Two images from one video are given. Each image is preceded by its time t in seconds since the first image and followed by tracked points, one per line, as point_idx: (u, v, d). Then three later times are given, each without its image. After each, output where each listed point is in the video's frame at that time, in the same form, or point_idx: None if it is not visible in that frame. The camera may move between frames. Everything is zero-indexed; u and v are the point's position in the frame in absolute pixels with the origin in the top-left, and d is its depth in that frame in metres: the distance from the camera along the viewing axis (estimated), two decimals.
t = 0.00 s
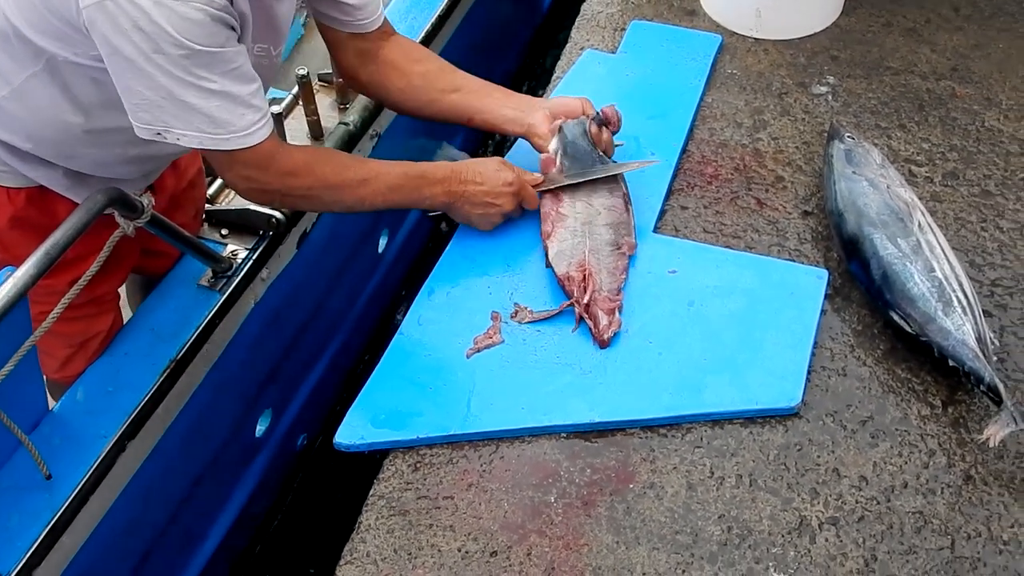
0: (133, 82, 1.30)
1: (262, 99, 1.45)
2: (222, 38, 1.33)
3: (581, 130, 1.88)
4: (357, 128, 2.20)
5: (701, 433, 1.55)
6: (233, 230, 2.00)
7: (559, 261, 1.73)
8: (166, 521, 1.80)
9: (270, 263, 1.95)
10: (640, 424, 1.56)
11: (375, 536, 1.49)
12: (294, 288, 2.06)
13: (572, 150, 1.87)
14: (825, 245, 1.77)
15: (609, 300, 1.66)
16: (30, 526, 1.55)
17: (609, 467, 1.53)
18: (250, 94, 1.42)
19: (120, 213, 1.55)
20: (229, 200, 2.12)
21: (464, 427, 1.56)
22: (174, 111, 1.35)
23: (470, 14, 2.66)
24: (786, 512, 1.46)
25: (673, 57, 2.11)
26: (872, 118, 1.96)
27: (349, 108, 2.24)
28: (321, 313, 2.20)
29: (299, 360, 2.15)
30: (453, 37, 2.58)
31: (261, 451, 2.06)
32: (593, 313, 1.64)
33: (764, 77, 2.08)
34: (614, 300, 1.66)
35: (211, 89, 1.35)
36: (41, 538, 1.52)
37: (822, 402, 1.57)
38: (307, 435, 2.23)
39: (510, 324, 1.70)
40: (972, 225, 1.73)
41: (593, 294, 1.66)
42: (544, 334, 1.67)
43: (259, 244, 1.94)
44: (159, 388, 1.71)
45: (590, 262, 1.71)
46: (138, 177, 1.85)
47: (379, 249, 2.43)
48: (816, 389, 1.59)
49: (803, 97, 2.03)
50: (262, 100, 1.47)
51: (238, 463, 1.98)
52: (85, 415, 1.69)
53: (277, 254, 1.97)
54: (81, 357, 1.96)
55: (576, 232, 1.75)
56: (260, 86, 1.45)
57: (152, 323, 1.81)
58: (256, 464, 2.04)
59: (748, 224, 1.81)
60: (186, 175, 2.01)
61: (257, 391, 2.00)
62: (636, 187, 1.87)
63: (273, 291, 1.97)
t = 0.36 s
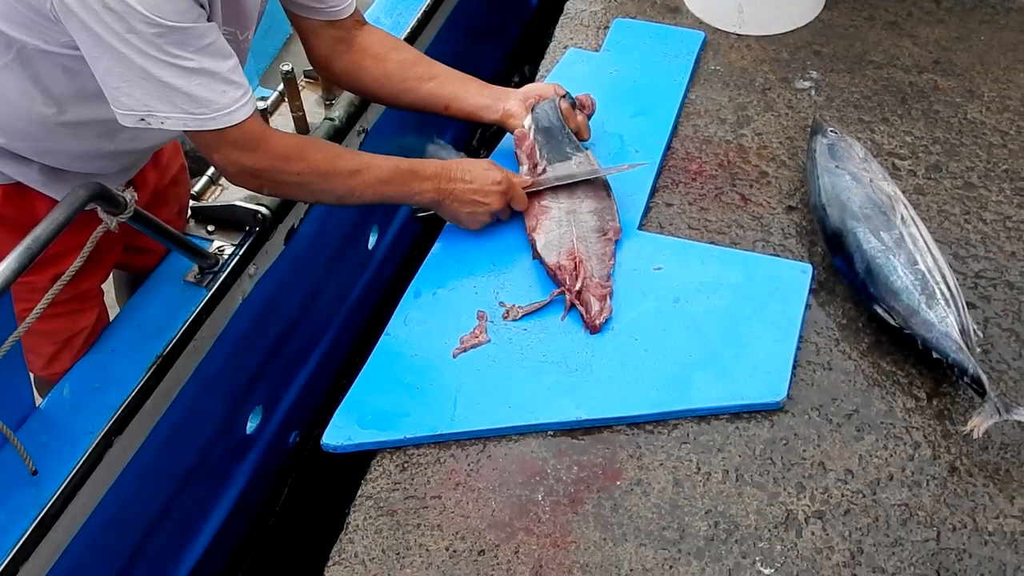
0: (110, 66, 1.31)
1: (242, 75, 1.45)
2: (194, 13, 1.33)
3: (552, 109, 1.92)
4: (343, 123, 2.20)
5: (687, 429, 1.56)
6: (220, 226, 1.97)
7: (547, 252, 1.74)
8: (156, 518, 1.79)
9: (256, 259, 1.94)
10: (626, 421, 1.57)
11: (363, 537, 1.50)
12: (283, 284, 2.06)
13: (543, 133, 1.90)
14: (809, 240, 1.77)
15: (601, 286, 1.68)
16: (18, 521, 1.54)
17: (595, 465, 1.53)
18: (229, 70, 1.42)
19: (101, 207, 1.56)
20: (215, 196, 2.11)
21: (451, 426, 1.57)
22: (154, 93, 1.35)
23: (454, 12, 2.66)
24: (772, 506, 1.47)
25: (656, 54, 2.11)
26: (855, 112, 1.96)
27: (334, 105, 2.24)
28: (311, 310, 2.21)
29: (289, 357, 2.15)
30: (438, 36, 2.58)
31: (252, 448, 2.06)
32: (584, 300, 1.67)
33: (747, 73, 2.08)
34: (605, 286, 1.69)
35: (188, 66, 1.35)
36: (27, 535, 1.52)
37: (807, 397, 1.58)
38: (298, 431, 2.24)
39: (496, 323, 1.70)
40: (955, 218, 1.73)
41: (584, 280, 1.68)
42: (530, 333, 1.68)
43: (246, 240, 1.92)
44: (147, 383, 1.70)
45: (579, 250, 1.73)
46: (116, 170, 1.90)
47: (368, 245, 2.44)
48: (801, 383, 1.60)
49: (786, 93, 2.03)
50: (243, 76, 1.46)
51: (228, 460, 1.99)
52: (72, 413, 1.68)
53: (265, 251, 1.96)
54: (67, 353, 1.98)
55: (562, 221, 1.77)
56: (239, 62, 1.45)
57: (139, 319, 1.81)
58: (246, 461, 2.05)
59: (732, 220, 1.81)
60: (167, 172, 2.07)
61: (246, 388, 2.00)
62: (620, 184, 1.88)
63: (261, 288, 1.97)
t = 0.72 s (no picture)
0: (101, 59, 1.31)
1: (234, 66, 1.45)
2: (184, 5, 1.33)
3: (541, 96, 1.95)
4: (339, 120, 2.19)
5: (678, 427, 1.56)
6: (218, 224, 1.97)
7: (536, 242, 1.75)
8: (151, 516, 1.78)
9: (253, 256, 1.94)
10: (618, 420, 1.56)
11: (354, 537, 1.49)
12: (279, 282, 2.05)
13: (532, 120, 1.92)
14: (800, 238, 1.77)
15: (590, 276, 1.69)
16: (17, 518, 1.53)
17: (586, 463, 1.53)
18: (220, 61, 1.41)
19: (100, 205, 1.55)
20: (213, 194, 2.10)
21: (442, 425, 1.56)
22: (146, 85, 1.35)
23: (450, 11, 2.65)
24: (763, 505, 1.46)
25: (646, 54, 2.11)
26: (846, 111, 1.96)
27: (332, 103, 2.23)
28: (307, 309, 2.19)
29: (285, 355, 2.14)
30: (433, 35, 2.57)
31: (248, 447, 2.05)
32: (575, 291, 1.67)
33: (738, 72, 2.08)
34: (594, 276, 1.70)
35: (180, 58, 1.35)
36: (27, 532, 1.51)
37: (799, 395, 1.58)
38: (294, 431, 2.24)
39: (487, 322, 1.70)
40: (946, 216, 1.73)
41: (573, 271, 1.69)
42: (521, 332, 1.67)
43: (243, 238, 1.92)
44: (146, 380, 1.70)
45: (567, 241, 1.74)
46: (110, 167, 1.90)
47: (364, 245, 2.43)
48: (792, 381, 1.59)
49: (777, 91, 2.03)
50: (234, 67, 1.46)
51: (223, 459, 1.97)
52: (70, 409, 1.67)
53: (261, 249, 1.96)
54: (65, 351, 1.99)
55: (551, 213, 1.78)
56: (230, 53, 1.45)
57: (137, 316, 1.81)
58: (241, 460, 2.03)
59: (723, 219, 1.81)
60: (162, 169, 2.08)
61: (243, 385, 1.99)
62: (611, 183, 1.87)
63: (256, 286, 1.96)
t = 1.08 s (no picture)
0: (106, 48, 1.30)
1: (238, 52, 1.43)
2: None
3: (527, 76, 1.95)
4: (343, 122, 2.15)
5: (669, 427, 1.55)
6: (222, 223, 2.01)
7: (529, 228, 1.77)
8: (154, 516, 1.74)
9: (258, 256, 1.94)
10: (608, 419, 1.56)
11: (344, 535, 1.48)
12: (282, 280, 2.00)
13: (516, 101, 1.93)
14: (792, 237, 1.77)
15: (581, 262, 1.70)
16: (26, 517, 1.60)
17: (577, 463, 1.52)
18: (224, 47, 1.40)
19: (111, 206, 1.58)
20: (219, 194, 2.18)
21: (433, 423, 1.56)
22: (150, 73, 1.34)
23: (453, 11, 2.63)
24: (754, 504, 1.46)
25: (639, 52, 2.11)
26: (838, 110, 1.96)
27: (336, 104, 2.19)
28: (309, 306, 2.14)
29: (287, 352, 2.09)
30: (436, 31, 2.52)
31: (250, 445, 2.00)
32: (566, 275, 1.69)
33: (730, 71, 2.08)
34: (585, 262, 1.71)
35: (183, 42, 1.34)
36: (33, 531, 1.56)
37: (790, 394, 1.57)
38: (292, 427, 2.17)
39: (478, 320, 1.69)
40: (938, 216, 1.73)
41: (565, 257, 1.70)
42: (512, 330, 1.67)
43: (248, 239, 1.94)
44: (150, 383, 1.72)
45: (560, 227, 1.75)
46: (114, 163, 1.90)
47: (364, 242, 2.37)
48: (783, 381, 1.59)
49: (770, 90, 2.03)
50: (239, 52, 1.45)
51: (226, 458, 1.92)
52: (76, 408, 1.74)
53: (267, 249, 1.95)
54: (70, 349, 1.98)
55: (543, 200, 1.80)
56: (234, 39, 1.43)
57: (143, 316, 1.86)
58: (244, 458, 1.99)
59: (715, 218, 1.81)
60: (166, 167, 2.09)
61: (243, 383, 1.93)
62: (602, 181, 1.87)
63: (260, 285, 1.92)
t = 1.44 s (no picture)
0: (124, 29, 1.29)
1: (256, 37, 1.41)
2: None
3: (537, 65, 1.95)
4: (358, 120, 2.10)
5: (670, 431, 1.55)
6: (236, 220, 2.02)
7: (534, 224, 1.75)
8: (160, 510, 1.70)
9: (271, 255, 1.90)
10: (610, 422, 1.55)
11: (342, 533, 1.47)
12: (294, 275, 1.94)
13: (524, 87, 1.94)
14: (797, 242, 1.76)
15: (585, 258, 1.71)
16: (42, 509, 1.62)
17: (577, 465, 1.51)
18: (242, 31, 1.38)
19: (134, 203, 1.58)
20: (232, 190, 2.15)
21: (433, 423, 1.55)
22: (168, 56, 1.33)
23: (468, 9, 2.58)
24: (754, 510, 1.45)
25: (646, 53, 2.10)
26: (844, 115, 1.95)
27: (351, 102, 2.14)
28: (318, 302, 2.08)
29: (296, 347, 2.04)
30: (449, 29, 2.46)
31: (255, 438, 1.95)
32: (570, 271, 1.69)
33: (737, 73, 2.07)
34: (590, 258, 1.71)
35: (201, 26, 1.32)
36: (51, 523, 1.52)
37: (792, 401, 1.57)
38: (296, 422, 2.10)
39: (481, 320, 1.68)
40: (943, 223, 1.73)
41: (569, 253, 1.70)
42: (514, 331, 1.66)
43: (264, 235, 1.92)
44: (164, 379, 1.69)
45: (565, 223, 1.75)
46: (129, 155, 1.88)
47: (371, 239, 2.30)
48: (785, 387, 1.58)
49: (776, 94, 2.02)
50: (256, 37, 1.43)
51: (232, 452, 1.88)
52: (91, 401, 1.75)
53: (279, 247, 1.92)
54: (86, 343, 1.98)
55: (549, 194, 1.79)
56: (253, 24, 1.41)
57: (157, 311, 1.89)
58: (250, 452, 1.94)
59: (719, 222, 1.80)
60: (181, 162, 2.10)
61: (253, 378, 1.89)
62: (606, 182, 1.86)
63: (273, 281, 1.87)
